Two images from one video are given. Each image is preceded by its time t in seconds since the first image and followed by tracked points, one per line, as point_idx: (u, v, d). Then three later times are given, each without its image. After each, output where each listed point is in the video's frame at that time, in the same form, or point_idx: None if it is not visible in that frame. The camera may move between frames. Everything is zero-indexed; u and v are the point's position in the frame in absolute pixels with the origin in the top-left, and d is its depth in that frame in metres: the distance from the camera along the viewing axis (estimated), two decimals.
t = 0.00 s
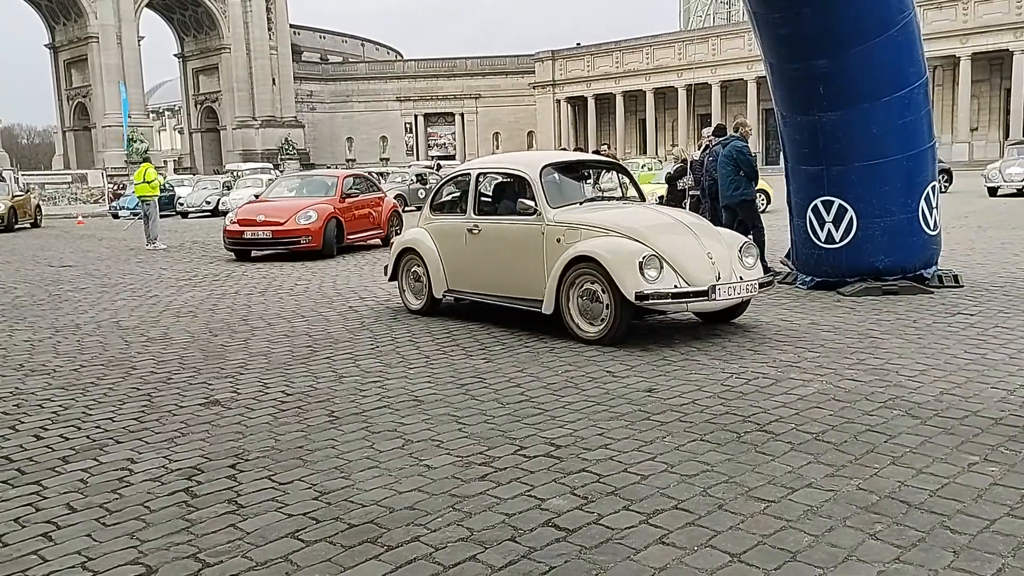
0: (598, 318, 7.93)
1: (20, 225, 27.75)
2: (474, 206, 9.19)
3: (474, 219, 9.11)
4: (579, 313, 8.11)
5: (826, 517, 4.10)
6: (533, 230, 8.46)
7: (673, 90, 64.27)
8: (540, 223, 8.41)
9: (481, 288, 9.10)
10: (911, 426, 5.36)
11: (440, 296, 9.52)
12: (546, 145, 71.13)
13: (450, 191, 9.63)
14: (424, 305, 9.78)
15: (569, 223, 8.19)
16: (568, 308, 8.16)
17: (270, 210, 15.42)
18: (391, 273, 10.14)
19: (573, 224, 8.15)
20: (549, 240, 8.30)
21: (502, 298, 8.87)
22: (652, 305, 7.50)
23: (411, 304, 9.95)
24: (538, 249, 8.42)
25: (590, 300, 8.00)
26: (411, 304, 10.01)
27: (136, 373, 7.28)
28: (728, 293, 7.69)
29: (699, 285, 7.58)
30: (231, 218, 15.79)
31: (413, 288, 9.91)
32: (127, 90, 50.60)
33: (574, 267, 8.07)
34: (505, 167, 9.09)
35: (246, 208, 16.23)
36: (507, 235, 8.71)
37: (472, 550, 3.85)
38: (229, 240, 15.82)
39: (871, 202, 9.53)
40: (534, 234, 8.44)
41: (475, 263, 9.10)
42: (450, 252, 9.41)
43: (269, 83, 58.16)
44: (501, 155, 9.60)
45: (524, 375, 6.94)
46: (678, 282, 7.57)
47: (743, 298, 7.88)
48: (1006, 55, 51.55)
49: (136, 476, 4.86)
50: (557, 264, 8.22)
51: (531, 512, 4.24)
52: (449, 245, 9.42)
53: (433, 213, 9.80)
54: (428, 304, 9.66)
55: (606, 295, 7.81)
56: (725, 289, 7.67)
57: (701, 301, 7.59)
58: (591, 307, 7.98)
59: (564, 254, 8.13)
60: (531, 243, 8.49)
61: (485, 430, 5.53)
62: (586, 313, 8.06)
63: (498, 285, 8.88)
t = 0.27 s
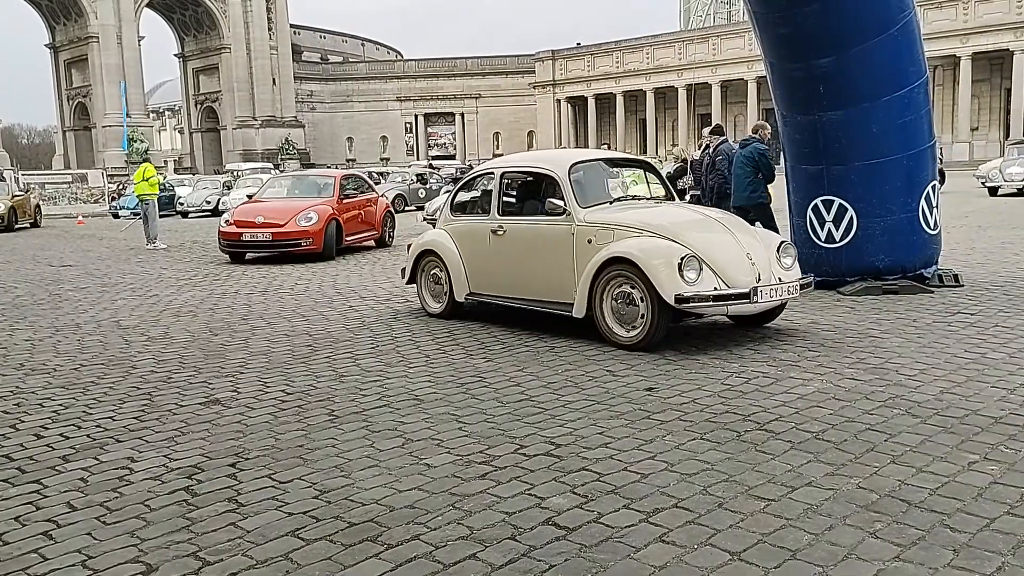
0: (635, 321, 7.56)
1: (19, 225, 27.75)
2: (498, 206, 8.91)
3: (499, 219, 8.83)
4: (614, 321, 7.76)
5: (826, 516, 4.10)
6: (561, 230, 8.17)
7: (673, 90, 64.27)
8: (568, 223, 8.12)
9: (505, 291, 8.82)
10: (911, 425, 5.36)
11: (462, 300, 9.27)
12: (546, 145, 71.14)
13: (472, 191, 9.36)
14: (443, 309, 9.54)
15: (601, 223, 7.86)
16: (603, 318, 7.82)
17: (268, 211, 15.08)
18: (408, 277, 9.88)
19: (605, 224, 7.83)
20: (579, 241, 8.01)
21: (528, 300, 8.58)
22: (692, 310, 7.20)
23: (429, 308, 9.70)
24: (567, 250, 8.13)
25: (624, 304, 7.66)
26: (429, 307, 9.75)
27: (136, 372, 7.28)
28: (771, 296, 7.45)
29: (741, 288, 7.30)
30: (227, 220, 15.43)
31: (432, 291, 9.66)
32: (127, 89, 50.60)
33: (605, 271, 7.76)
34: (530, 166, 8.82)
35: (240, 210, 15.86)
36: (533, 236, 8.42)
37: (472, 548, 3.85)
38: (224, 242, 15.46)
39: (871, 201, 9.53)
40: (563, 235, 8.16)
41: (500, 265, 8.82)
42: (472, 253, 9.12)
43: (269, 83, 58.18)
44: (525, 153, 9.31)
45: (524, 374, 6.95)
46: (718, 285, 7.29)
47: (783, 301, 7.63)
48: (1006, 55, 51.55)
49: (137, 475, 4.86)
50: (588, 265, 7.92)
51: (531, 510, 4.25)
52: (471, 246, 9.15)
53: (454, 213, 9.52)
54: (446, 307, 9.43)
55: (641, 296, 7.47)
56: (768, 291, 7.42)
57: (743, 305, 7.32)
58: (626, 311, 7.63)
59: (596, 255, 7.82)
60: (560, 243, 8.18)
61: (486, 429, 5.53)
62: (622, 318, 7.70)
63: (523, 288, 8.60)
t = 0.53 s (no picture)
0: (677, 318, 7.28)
1: (19, 224, 27.76)
2: (524, 205, 8.65)
3: (525, 219, 8.56)
4: (656, 332, 7.45)
5: (826, 514, 4.09)
6: (592, 230, 7.89)
7: (673, 90, 64.25)
8: (599, 223, 7.84)
9: (531, 293, 8.55)
10: (911, 424, 5.36)
11: (484, 301, 9.02)
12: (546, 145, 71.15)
13: (496, 190, 9.09)
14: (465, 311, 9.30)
15: (635, 223, 7.60)
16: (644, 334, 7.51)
17: (268, 212, 14.64)
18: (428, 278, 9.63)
19: (638, 224, 7.57)
20: (611, 241, 7.73)
21: (555, 303, 8.31)
22: (734, 313, 6.98)
23: (451, 309, 9.47)
24: (597, 251, 7.85)
25: (660, 307, 7.40)
26: (450, 309, 9.52)
27: (136, 372, 7.27)
28: (815, 299, 7.25)
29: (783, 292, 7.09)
30: (225, 221, 14.96)
31: (452, 292, 9.41)
32: (128, 89, 50.59)
33: (631, 283, 7.57)
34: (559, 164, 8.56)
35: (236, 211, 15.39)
36: (562, 236, 8.14)
37: (472, 547, 3.85)
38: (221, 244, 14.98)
39: (872, 200, 9.53)
40: (593, 235, 7.88)
41: (526, 266, 8.54)
42: (496, 254, 8.85)
43: (269, 83, 58.17)
44: (552, 150, 9.05)
45: (524, 373, 6.95)
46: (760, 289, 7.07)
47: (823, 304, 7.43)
48: (1007, 54, 51.52)
49: (137, 474, 4.86)
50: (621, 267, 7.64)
51: (531, 508, 4.25)
52: (494, 247, 8.88)
53: (477, 211, 9.25)
54: (467, 308, 9.24)
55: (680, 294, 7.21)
56: (812, 295, 7.22)
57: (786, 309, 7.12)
58: (663, 314, 7.38)
59: (630, 256, 7.56)
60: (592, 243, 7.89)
61: (486, 428, 5.53)
62: (662, 324, 7.42)
63: (551, 289, 8.32)
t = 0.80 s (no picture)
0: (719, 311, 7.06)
1: (19, 221, 27.76)
2: (549, 201, 8.46)
3: (551, 216, 8.37)
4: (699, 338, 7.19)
5: (826, 510, 4.10)
6: (622, 228, 7.70)
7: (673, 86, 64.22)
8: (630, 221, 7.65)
9: (557, 292, 8.37)
10: (911, 419, 5.36)
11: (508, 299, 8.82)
12: (546, 141, 71.09)
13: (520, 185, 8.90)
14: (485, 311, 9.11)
15: (669, 220, 7.39)
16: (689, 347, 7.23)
17: (270, 209, 14.28)
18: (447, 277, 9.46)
19: (672, 222, 7.36)
20: (642, 240, 7.54)
21: (583, 302, 8.15)
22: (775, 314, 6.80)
23: (472, 308, 9.28)
24: (628, 249, 7.66)
25: (697, 307, 7.20)
26: (470, 307, 9.32)
27: (136, 368, 7.27)
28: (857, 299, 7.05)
29: (826, 291, 6.90)
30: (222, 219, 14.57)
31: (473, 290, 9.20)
32: (128, 85, 50.55)
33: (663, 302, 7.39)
34: (586, 159, 8.36)
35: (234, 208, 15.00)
36: (591, 234, 7.96)
37: (472, 542, 3.85)
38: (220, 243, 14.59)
39: (872, 196, 9.52)
40: (623, 234, 7.69)
41: (553, 264, 8.36)
42: (521, 251, 8.68)
43: (269, 79, 58.13)
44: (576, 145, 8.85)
45: (523, 369, 6.94)
46: (800, 288, 6.88)
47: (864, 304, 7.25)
48: (1007, 50, 51.55)
49: (137, 469, 4.86)
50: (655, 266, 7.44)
51: (531, 504, 4.24)
52: (518, 243, 8.70)
53: (500, 207, 9.07)
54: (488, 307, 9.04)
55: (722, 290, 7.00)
56: (854, 295, 7.02)
57: (828, 309, 6.92)
58: (701, 315, 7.18)
59: (663, 255, 7.35)
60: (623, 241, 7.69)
61: (486, 424, 5.53)
62: (701, 327, 7.21)
63: (579, 288, 8.15)
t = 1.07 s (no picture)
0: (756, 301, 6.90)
1: (20, 218, 27.78)
2: (575, 199, 8.23)
3: (577, 214, 8.15)
4: (747, 337, 6.97)
5: (826, 507, 4.11)
6: (652, 226, 7.49)
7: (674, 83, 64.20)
8: (661, 218, 7.43)
9: (584, 292, 8.15)
10: (911, 417, 5.37)
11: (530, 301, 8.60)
12: (546, 139, 71.07)
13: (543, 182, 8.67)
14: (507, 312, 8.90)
15: (705, 217, 7.19)
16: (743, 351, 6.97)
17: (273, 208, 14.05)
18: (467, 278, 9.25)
19: (709, 219, 7.16)
20: (674, 238, 7.33)
21: (611, 303, 7.92)
22: (819, 314, 6.62)
23: (492, 309, 9.07)
24: (660, 248, 7.44)
25: (735, 308, 7.03)
26: (490, 309, 9.08)
27: (137, 365, 7.29)
28: (902, 297, 6.85)
29: (872, 290, 6.70)
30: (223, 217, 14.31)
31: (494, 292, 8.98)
32: (128, 83, 50.55)
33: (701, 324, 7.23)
34: (612, 153, 8.11)
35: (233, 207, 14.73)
36: (620, 232, 7.74)
37: (473, 539, 3.86)
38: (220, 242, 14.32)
39: (873, 194, 9.53)
40: (654, 231, 7.47)
41: (579, 264, 8.14)
42: (544, 250, 8.45)
43: (269, 77, 58.11)
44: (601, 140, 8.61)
45: (524, 366, 6.95)
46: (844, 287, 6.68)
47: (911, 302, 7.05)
48: (1008, 48, 51.54)
49: (139, 467, 4.88)
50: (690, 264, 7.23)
51: (532, 502, 4.25)
52: (541, 242, 8.48)
53: (521, 205, 8.84)
54: (510, 309, 8.82)
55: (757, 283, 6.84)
56: (900, 293, 6.82)
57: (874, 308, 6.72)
58: (739, 315, 7.01)
59: (699, 253, 7.15)
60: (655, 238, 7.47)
61: (486, 422, 5.53)
62: (739, 328, 7.03)
63: (607, 288, 7.93)
